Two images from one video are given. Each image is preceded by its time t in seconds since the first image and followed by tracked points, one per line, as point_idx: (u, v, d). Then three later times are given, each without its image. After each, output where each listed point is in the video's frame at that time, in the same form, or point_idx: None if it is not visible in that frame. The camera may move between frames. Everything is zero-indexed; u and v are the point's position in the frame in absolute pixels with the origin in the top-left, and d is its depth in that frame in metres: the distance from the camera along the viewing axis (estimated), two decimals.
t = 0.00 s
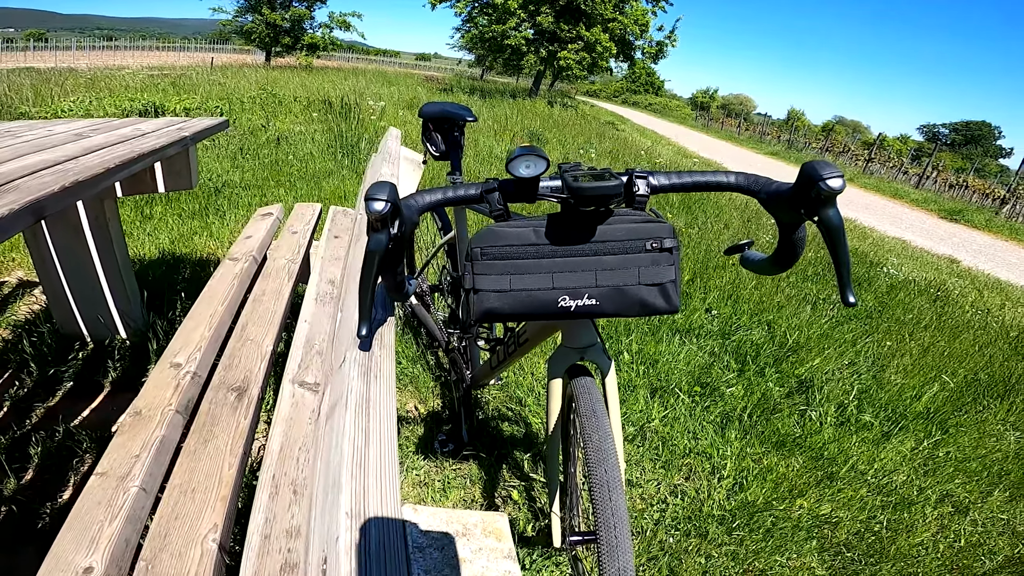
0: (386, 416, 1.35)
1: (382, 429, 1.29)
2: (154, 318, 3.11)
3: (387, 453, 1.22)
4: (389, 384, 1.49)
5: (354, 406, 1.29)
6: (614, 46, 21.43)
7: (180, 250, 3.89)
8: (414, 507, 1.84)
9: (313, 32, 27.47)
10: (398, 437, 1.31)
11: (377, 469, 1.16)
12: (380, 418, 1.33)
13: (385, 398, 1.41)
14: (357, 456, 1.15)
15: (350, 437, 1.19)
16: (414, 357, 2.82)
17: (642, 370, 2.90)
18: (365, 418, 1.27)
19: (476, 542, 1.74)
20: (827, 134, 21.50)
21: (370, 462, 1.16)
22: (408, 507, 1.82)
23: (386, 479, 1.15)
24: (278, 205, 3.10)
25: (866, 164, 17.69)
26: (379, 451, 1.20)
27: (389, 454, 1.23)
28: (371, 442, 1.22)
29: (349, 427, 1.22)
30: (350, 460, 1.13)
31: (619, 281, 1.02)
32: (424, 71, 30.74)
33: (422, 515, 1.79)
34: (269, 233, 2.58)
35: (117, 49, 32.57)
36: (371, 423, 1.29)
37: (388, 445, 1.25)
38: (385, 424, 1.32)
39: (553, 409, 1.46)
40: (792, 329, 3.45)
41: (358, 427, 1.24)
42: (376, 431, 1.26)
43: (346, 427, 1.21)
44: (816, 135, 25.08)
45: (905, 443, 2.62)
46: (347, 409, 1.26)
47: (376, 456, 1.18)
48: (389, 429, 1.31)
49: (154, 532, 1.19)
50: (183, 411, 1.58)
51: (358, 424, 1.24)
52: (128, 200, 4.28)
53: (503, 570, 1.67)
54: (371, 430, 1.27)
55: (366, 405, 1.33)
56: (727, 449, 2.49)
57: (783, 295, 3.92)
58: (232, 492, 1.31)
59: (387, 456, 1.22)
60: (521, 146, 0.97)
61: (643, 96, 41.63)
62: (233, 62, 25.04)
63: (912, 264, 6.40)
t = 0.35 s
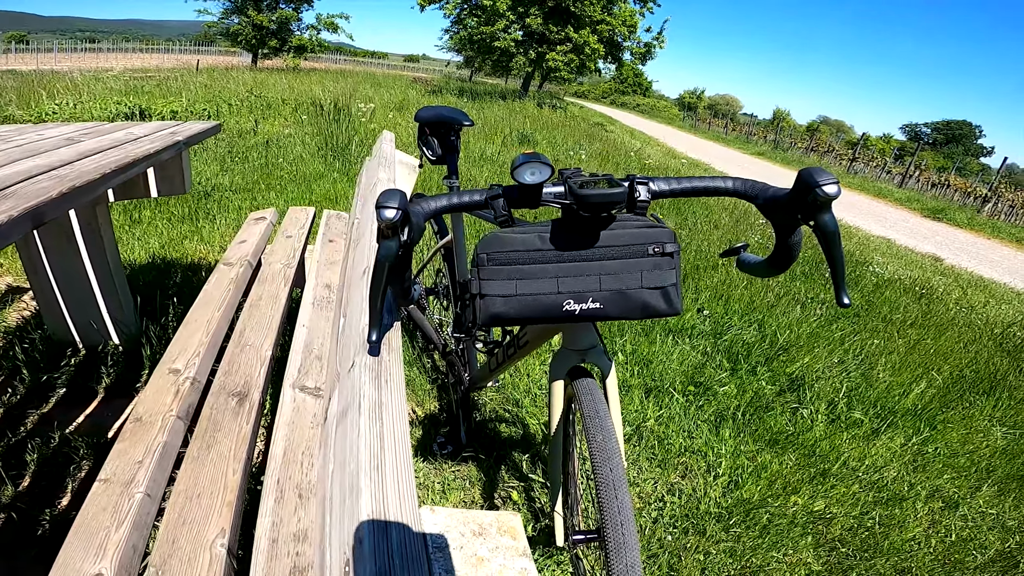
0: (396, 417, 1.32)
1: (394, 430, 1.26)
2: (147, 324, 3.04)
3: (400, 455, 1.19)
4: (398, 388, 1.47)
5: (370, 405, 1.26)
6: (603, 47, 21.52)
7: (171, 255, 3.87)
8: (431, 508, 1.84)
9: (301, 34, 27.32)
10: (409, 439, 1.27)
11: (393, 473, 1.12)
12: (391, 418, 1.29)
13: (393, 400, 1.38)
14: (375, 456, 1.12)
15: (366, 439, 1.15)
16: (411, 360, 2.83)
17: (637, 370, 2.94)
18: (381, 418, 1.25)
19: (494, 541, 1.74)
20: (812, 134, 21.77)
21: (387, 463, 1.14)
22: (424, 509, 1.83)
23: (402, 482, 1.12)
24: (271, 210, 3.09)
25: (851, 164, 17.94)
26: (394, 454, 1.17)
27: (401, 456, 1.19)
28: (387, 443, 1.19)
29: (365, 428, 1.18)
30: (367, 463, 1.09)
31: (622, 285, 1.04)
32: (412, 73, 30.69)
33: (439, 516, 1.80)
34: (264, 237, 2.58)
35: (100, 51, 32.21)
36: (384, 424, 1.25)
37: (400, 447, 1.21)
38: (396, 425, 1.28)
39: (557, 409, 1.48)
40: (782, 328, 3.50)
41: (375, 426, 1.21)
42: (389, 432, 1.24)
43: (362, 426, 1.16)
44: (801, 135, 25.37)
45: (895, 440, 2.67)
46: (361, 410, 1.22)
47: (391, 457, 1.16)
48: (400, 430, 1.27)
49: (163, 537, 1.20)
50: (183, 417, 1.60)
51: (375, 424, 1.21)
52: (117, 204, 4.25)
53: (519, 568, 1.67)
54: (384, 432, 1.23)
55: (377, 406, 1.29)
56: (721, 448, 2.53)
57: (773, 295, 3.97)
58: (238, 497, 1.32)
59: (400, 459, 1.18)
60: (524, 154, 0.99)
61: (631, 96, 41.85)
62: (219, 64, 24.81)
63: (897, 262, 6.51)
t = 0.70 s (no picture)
0: (387, 431, 1.31)
1: (386, 445, 1.24)
2: (139, 336, 3.02)
3: (391, 471, 1.18)
4: (387, 398, 1.46)
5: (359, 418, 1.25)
6: (593, 46, 21.52)
7: (162, 265, 3.85)
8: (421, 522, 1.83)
9: (289, 38, 27.19)
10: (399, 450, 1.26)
11: (384, 489, 1.11)
12: (382, 432, 1.28)
13: (384, 413, 1.37)
14: (366, 469, 1.12)
15: (356, 455, 1.14)
16: (405, 366, 2.83)
17: (632, 372, 2.94)
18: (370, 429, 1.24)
19: (485, 555, 1.73)
20: (802, 129, 21.85)
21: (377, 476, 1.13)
22: (415, 523, 1.81)
23: (394, 498, 1.11)
24: (261, 218, 3.08)
25: (841, 158, 18.04)
26: (384, 467, 1.17)
27: (392, 471, 1.18)
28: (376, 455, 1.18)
29: (355, 444, 1.16)
30: (358, 477, 1.08)
31: (608, 296, 1.05)
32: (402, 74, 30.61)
33: (430, 529, 1.78)
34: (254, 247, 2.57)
35: (87, 59, 32.00)
36: (375, 438, 1.23)
37: (392, 462, 1.20)
38: (387, 440, 1.27)
39: (549, 417, 1.47)
40: (776, 326, 3.51)
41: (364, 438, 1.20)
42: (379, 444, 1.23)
43: (352, 441, 1.16)
44: (792, 130, 25.44)
45: (890, 436, 2.69)
46: (352, 425, 1.21)
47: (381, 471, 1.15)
48: (391, 444, 1.26)
49: (163, 549, 1.22)
50: (178, 430, 1.60)
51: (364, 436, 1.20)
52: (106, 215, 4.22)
53: None
54: (374, 443, 1.22)
55: (368, 420, 1.28)
56: (717, 447, 2.53)
57: (766, 292, 3.98)
58: (236, 509, 1.32)
59: (392, 475, 1.17)
60: (508, 167, 0.99)
61: (622, 94, 41.90)
62: (207, 70, 24.65)
63: (888, 256, 6.54)
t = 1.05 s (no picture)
0: (392, 442, 1.32)
1: (391, 457, 1.26)
2: (144, 341, 3.04)
3: (396, 483, 1.19)
4: (392, 406, 1.48)
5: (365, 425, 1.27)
6: (593, 50, 21.58)
7: (165, 270, 3.88)
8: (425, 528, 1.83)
9: (290, 42, 27.29)
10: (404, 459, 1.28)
11: (390, 499, 1.12)
12: (387, 444, 1.29)
13: (389, 425, 1.38)
14: (371, 476, 1.13)
15: (362, 463, 1.14)
16: (407, 371, 2.84)
17: (632, 376, 2.96)
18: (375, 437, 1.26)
19: (488, 559, 1.73)
20: (803, 132, 21.88)
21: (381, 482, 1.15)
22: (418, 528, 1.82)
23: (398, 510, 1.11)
24: (264, 224, 3.10)
25: (841, 161, 18.06)
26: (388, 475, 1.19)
27: (396, 483, 1.19)
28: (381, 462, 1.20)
29: (362, 453, 1.17)
30: (364, 483, 1.10)
31: (607, 307, 1.08)
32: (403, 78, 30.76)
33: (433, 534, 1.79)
34: (257, 254, 2.59)
35: (89, 64, 32.18)
36: (380, 449, 1.25)
37: (396, 475, 1.21)
38: (392, 451, 1.28)
39: (550, 423, 1.48)
40: (776, 330, 3.52)
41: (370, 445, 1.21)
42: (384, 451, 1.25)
43: (358, 446, 1.18)
44: (792, 133, 25.46)
45: (890, 440, 2.70)
46: (358, 433, 1.22)
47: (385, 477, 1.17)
48: (396, 457, 1.28)
49: (170, 553, 1.23)
50: (184, 435, 1.62)
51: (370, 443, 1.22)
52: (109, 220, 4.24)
53: None
54: (379, 450, 1.24)
55: (374, 430, 1.29)
56: (718, 451, 2.55)
57: (766, 296, 4.00)
58: (242, 514, 1.35)
59: (397, 487, 1.18)
60: (510, 179, 1.01)
61: (622, 97, 41.97)
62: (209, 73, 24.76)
63: (889, 259, 6.55)
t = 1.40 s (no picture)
0: (382, 444, 1.31)
1: (381, 459, 1.24)
2: (140, 343, 3.01)
3: (386, 485, 1.17)
4: (383, 411, 1.46)
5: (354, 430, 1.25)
6: (591, 48, 21.54)
7: (161, 271, 3.85)
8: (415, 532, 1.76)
9: (288, 43, 27.25)
10: (394, 462, 1.27)
11: (378, 503, 1.10)
12: (377, 445, 1.28)
13: (379, 428, 1.37)
14: (359, 480, 1.12)
15: (349, 469, 1.13)
16: (405, 372, 2.82)
17: (632, 375, 2.94)
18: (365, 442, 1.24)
19: (479, 566, 1.67)
20: (802, 129, 21.84)
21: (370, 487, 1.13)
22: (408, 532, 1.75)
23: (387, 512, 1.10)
24: (260, 224, 3.07)
25: (841, 158, 18.04)
26: (377, 479, 1.17)
27: (387, 487, 1.18)
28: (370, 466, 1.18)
29: (350, 457, 1.16)
30: (351, 487, 1.08)
31: (604, 306, 1.06)
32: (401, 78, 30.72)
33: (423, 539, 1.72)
34: (252, 255, 2.57)
35: (87, 66, 32.15)
36: (370, 454, 1.23)
37: (387, 476, 1.20)
38: (382, 454, 1.26)
39: (547, 425, 1.46)
40: (776, 328, 3.50)
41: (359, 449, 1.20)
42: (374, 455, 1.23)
43: (346, 451, 1.17)
44: (791, 130, 25.44)
45: (892, 438, 2.68)
46: (346, 437, 1.21)
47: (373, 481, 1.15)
48: (387, 459, 1.26)
49: (162, 557, 1.21)
50: (177, 437, 1.60)
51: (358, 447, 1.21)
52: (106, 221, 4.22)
53: None
54: (369, 455, 1.23)
55: (364, 434, 1.28)
56: (718, 451, 2.52)
57: (767, 294, 3.97)
58: (235, 516, 1.33)
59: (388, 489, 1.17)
60: (502, 177, 0.98)
61: (621, 96, 41.92)
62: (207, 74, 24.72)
63: (890, 256, 6.53)
